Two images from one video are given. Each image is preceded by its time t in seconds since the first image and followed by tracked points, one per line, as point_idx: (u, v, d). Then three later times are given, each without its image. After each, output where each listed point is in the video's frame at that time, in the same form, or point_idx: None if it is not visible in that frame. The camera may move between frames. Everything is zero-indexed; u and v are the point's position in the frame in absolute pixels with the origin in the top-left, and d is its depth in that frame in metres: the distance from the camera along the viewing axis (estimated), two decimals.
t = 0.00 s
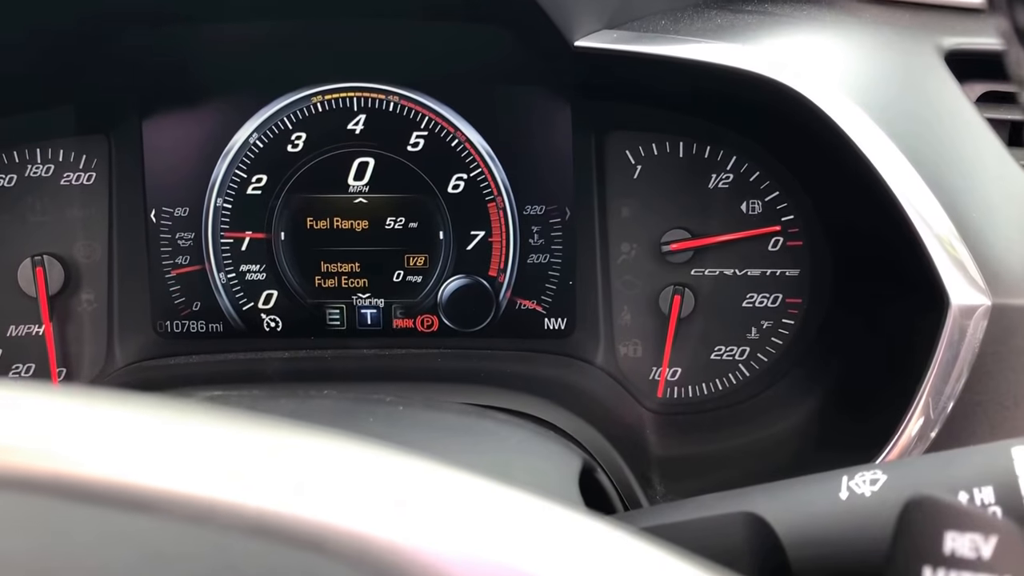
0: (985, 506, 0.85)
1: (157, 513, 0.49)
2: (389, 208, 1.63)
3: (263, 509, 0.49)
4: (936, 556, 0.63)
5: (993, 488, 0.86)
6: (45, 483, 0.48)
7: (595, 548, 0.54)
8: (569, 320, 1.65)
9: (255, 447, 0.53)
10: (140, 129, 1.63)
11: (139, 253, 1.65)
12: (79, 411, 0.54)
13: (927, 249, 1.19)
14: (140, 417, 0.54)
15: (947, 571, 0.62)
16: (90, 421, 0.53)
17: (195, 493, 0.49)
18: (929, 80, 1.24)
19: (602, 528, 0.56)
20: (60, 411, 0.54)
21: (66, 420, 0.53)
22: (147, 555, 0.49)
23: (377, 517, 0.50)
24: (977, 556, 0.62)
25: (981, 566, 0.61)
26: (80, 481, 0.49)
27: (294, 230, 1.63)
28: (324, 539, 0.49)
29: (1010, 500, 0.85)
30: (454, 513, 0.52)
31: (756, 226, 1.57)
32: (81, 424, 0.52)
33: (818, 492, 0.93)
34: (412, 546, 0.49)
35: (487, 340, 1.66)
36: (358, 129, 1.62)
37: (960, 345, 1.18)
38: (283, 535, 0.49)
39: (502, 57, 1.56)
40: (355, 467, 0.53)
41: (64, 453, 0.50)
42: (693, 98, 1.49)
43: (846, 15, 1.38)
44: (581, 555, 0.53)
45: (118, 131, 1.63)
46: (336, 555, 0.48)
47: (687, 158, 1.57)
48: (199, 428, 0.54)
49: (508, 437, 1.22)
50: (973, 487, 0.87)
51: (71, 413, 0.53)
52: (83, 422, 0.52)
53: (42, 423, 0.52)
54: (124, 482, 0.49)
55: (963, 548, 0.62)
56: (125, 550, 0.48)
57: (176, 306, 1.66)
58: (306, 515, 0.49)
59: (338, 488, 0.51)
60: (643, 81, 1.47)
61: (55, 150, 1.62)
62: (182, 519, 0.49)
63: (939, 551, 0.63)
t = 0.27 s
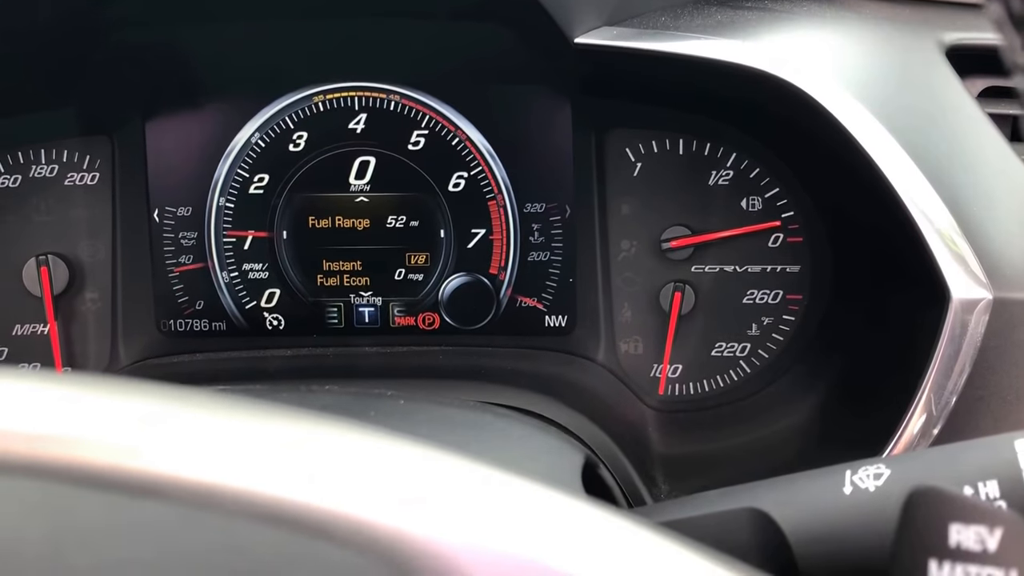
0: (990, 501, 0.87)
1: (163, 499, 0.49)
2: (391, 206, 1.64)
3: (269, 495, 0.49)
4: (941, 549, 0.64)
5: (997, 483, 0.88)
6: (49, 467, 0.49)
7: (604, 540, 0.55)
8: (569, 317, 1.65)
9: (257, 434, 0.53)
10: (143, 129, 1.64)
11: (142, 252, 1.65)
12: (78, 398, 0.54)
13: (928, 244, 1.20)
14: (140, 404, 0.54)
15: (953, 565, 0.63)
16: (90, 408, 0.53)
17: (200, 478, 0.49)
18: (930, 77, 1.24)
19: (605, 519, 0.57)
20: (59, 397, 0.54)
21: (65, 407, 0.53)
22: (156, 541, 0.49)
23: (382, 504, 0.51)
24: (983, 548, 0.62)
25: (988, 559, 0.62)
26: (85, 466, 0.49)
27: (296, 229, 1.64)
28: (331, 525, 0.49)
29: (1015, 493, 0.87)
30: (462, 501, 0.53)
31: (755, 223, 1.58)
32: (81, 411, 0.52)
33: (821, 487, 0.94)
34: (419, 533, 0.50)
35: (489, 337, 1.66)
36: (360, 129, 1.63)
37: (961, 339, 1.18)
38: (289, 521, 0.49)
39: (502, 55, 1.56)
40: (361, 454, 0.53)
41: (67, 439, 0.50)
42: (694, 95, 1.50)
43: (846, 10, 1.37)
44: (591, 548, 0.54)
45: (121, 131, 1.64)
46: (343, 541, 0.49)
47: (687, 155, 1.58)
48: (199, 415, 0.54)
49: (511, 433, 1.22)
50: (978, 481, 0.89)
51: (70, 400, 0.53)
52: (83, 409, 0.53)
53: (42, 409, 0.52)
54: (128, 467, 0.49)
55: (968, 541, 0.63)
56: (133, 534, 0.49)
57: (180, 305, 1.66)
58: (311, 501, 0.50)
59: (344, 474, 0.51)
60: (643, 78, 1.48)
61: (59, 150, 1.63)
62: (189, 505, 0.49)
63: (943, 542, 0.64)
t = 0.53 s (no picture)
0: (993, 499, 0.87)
1: (168, 506, 0.49)
2: (393, 205, 1.64)
3: (274, 501, 0.49)
4: (948, 549, 0.64)
5: (1001, 481, 0.88)
6: (57, 476, 0.49)
7: (607, 542, 0.55)
8: (571, 316, 1.65)
9: (262, 440, 0.53)
10: (145, 129, 1.64)
11: (144, 252, 1.65)
12: (84, 406, 0.54)
13: (932, 245, 1.19)
14: (146, 411, 0.55)
15: (958, 565, 0.63)
16: (96, 416, 0.53)
17: (206, 485, 0.50)
18: (932, 73, 1.25)
19: (608, 521, 0.57)
20: (66, 405, 0.54)
21: (71, 415, 0.53)
22: (164, 548, 0.50)
23: (387, 509, 0.51)
24: (988, 549, 0.62)
25: (993, 559, 0.62)
26: (91, 475, 0.49)
27: (298, 228, 1.64)
28: (336, 530, 0.49)
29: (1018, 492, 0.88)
30: (466, 504, 0.53)
31: (757, 221, 1.58)
32: (87, 419, 0.53)
33: (825, 486, 0.94)
34: (422, 536, 0.50)
35: (490, 336, 1.66)
36: (361, 128, 1.63)
37: (964, 337, 1.18)
38: (294, 527, 0.49)
39: (504, 53, 1.56)
40: (363, 460, 0.53)
41: (74, 448, 0.50)
42: (696, 94, 1.49)
43: (849, 10, 1.37)
44: (595, 549, 0.54)
45: (122, 131, 1.64)
46: (347, 546, 0.49)
47: (688, 154, 1.58)
48: (204, 422, 0.54)
49: (514, 433, 1.22)
50: (981, 480, 0.89)
51: (77, 408, 0.54)
52: (89, 417, 0.53)
53: (50, 418, 0.52)
54: (134, 475, 0.49)
55: (973, 542, 0.63)
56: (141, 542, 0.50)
57: (181, 305, 1.66)
58: (316, 507, 0.50)
59: (348, 480, 0.51)
60: (645, 77, 1.48)
61: (61, 150, 1.63)
62: (195, 511, 0.49)
63: (947, 542, 0.64)
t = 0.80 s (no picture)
0: (996, 498, 0.88)
1: (171, 509, 0.49)
2: (393, 205, 1.64)
3: (277, 504, 0.50)
4: (950, 549, 0.64)
5: (1003, 481, 0.88)
6: (59, 479, 0.49)
7: (606, 541, 0.55)
8: (573, 316, 1.65)
9: (263, 443, 0.53)
10: (145, 129, 1.64)
11: (146, 252, 1.65)
12: (84, 409, 0.54)
13: (934, 246, 1.19)
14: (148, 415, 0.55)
15: (961, 566, 0.63)
16: (98, 419, 0.53)
17: (206, 487, 0.50)
18: (932, 73, 1.25)
19: (608, 522, 0.57)
20: (68, 409, 0.54)
21: (70, 418, 0.53)
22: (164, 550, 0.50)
23: (391, 510, 0.51)
24: (991, 549, 0.62)
25: (996, 559, 0.62)
26: (94, 478, 0.49)
27: (299, 229, 1.64)
28: (339, 532, 0.49)
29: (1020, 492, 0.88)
30: (468, 504, 0.53)
31: (758, 221, 1.58)
32: (90, 422, 0.53)
33: (827, 486, 0.94)
34: (425, 537, 0.50)
35: (492, 336, 1.66)
36: (362, 128, 1.63)
37: (965, 337, 1.18)
38: (297, 530, 0.49)
39: (505, 53, 1.56)
40: (367, 462, 0.53)
41: (77, 451, 0.50)
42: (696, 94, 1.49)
43: (850, 10, 1.37)
44: (595, 549, 0.54)
45: (123, 131, 1.64)
46: (349, 548, 0.49)
47: (689, 154, 1.58)
48: (207, 425, 0.54)
49: (515, 433, 1.22)
50: (984, 480, 0.89)
51: (80, 412, 0.54)
52: (90, 420, 0.53)
53: (52, 421, 0.53)
54: (138, 478, 0.49)
55: (977, 542, 0.63)
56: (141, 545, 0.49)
57: (183, 305, 1.66)
58: (321, 509, 0.50)
59: (352, 482, 0.51)
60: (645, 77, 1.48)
61: (62, 151, 1.63)
62: (197, 514, 0.49)
63: (950, 543, 0.64)
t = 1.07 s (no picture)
0: (997, 499, 0.88)
1: (179, 512, 0.50)
2: (394, 206, 1.64)
3: (282, 507, 0.50)
4: (952, 550, 0.64)
5: (1005, 481, 0.89)
6: (68, 483, 0.49)
7: (608, 543, 0.55)
8: (573, 316, 1.65)
9: (262, 445, 0.53)
10: (145, 129, 1.64)
11: (147, 253, 1.65)
12: (83, 411, 0.54)
13: (934, 245, 1.20)
14: (153, 416, 0.55)
15: (963, 567, 0.63)
16: (102, 422, 0.53)
17: (206, 490, 0.50)
18: (932, 73, 1.25)
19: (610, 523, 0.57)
20: (71, 411, 0.54)
21: (69, 420, 0.53)
22: (177, 551, 0.50)
23: (395, 512, 0.51)
24: (994, 550, 0.62)
25: (999, 561, 0.62)
26: (101, 481, 0.49)
27: (300, 229, 1.64)
28: (345, 534, 0.50)
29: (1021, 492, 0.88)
30: (469, 505, 0.53)
31: (759, 221, 1.58)
32: (94, 425, 0.53)
33: (828, 487, 0.94)
34: (426, 538, 0.51)
35: (493, 337, 1.66)
36: (362, 129, 1.63)
37: (966, 339, 1.18)
38: (303, 533, 0.50)
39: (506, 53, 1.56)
40: (370, 465, 0.53)
41: (83, 454, 0.50)
42: (697, 94, 1.49)
43: (849, 10, 1.37)
44: (593, 549, 0.54)
45: (124, 132, 1.64)
46: (357, 550, 0.50)
47: (690, 154, 1.58)
48: (211, 427, 0.54)
49: (517, 434, 1.22)
50: (985, 481, 0.89)
51: (83, 414, 0.54)
52: (94, 423, 0.53)
53: (56, 424, 0.52)
54: (144, 482, 0.50)
55: (979, 543, 0.63)
56: (155, 546, 0.50)
57: (184, 306, 1.67)
58: (326, 512, 0.50)
59: (355, 485, 0.51)
60: (646, 78, 1.48)
61: (63, 151, 1.63)
62: (200, 516, 0.50)
63: (953, 544, 0.64)
